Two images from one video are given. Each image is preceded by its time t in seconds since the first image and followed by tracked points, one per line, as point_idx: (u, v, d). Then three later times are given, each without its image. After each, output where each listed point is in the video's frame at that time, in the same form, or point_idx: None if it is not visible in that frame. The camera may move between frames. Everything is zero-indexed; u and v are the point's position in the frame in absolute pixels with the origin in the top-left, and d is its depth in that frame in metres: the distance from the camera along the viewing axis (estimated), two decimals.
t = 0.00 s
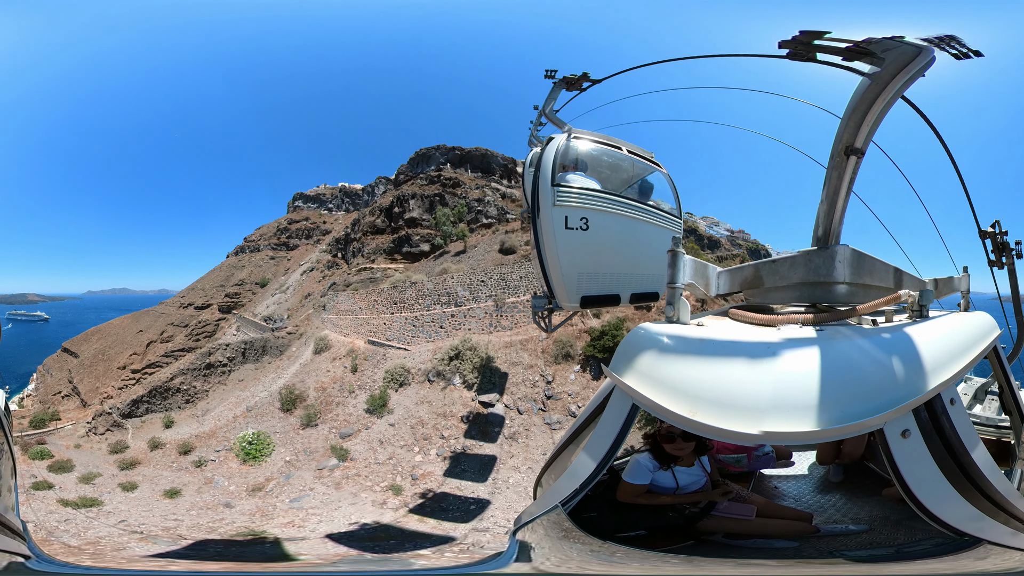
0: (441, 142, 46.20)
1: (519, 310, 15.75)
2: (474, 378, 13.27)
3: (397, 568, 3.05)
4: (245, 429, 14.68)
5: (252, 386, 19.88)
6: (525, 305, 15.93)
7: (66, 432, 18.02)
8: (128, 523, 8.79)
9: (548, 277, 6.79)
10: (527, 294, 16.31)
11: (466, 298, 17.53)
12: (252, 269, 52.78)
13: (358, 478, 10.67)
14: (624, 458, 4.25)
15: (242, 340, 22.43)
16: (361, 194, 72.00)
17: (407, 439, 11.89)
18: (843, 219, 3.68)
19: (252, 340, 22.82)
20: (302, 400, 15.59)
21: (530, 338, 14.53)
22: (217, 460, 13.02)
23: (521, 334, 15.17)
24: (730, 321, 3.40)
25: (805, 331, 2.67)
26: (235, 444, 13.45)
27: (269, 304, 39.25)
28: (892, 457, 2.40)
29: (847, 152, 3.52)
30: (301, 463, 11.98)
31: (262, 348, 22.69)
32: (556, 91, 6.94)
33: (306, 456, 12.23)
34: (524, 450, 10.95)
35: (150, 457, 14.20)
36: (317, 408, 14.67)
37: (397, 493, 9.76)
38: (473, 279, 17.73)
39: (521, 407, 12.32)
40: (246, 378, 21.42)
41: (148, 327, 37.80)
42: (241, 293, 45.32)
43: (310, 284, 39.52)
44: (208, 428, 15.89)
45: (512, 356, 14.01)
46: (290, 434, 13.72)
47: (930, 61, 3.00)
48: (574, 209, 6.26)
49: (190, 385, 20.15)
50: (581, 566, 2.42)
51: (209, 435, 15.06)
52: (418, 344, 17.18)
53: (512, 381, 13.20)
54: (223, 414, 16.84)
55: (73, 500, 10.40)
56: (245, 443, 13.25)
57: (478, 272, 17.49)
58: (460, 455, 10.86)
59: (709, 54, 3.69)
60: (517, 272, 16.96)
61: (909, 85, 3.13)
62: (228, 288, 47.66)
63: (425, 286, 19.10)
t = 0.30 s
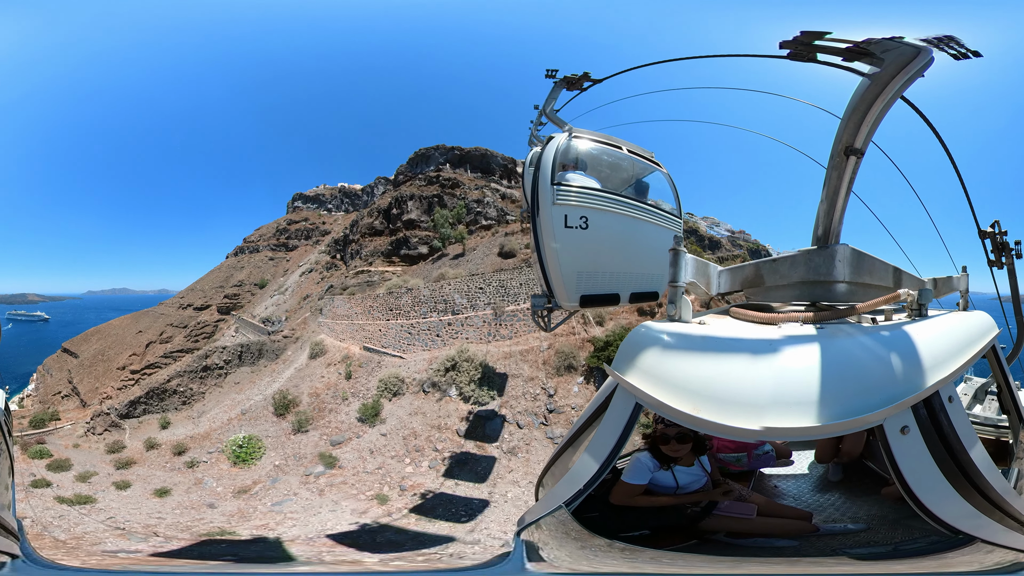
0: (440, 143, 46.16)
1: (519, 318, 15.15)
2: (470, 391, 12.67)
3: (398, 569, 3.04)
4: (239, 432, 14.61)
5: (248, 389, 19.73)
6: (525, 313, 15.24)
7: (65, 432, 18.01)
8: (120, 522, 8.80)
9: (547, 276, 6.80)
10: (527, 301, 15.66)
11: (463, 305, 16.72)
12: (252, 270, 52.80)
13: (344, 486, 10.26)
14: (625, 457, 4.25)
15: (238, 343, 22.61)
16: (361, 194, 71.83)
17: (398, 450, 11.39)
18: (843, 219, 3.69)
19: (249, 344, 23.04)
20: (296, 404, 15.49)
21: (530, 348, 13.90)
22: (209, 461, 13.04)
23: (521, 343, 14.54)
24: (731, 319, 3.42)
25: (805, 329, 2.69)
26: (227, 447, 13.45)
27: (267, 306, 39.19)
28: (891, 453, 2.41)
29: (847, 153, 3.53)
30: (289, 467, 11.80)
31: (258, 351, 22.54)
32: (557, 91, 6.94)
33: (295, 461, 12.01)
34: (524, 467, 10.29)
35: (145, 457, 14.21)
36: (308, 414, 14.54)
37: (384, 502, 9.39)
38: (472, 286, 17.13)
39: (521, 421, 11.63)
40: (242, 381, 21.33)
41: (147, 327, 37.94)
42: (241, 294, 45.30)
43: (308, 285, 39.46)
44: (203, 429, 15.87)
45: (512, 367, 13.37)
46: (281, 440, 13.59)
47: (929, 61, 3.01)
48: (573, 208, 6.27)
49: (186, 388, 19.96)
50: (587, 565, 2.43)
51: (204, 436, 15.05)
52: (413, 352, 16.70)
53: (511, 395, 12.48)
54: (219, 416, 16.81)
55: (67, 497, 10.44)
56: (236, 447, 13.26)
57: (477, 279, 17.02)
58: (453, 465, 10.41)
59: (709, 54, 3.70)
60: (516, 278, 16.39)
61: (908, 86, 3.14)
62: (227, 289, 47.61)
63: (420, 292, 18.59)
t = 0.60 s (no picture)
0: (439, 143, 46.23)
1: (519, 328, 14.87)
2: (466, 404, 12.09)
3: (397, 568, 3.03)
4: (233, 434, 14.60)
5: (244, 391, 19.68)
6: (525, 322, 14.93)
7: (64, 432, 18.07)
8: (114, 519, 8.85)
9: (544, 276, 6.77)
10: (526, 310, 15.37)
11: (460, 314, 16.48)
12: (251, 271, 52.84)
13: (326, 492, 10.10)
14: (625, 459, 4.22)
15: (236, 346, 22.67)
16: (360, 196, 71.80)
17: (389, 461, 11.22)
18: (846, 220, 3.67)
19: (244, 348, 22.68)
20: (289, 409, 15.42)
21: (530, 360, 13.54)
22: (200, 462, 13.12)
23: (521, 353, 14.24)
24: (734, 321, 3.41)
25: (810, 332, 2.67)
26: (218, 448, 13.50)
27: (266, 307, 39.17)
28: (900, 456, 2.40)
29: (851, 154, 3.49)
30: (277, 472, 11.76)
31: (254, 354, 22.52)
32: (557, 90, 6.93)
33: (283, 466, 11.97)
34: (524, 481, 9.82)
35: (140, 457, 14.24)
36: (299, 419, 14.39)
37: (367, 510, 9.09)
38: (469, 295, 16.93)
39: (521, 435, 11.10)
40: (237, 384, 21.27)
41: (146, 328, 38.11)
42: (241, 295, 45.32)
43: (306, 287, 39.45)
44: (199, 430, 15.89)
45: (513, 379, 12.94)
46: (272, 444, 13.51)
47: (934, 63, 3.00)
48: (570, 207, 6.26)
49: (183, 389, 20.33)
50: (590, 565, 2.42)
51: (199, 437, 15.07)
52: (409, 360, 16.60)
53: (510, 410, 11.89)
54: (214, 418, 16.82)
55: (63, 495, 10.52)
56: (226, 449, 13.29)
57: (474, 287, 16.77)
58: (449, 470, 10.29)
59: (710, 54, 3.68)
60: (515, 286, 16.09)
61: (913, 87, 3.13)
62: (226, 290, 47.63)
63: (417, 299, 18.23)
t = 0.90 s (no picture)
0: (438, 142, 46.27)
1: (519, 338, 14.41)
2: (461, 417, 11.81)
3: (396, 569, 3.03)
4: (227, 436, 14.57)
5: (240, 394, 19.57)
6: (524, 332, 14.50)
7: (64, 432, 18.08)
8: (109, 518, 8.91)
9: (544, 276, 6.78)
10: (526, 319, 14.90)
11: (457, 323, 15.91)
12: (250, 272, 52.78)
13: (310, 498, 9.91)
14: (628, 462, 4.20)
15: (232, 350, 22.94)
16: (359, 196, 71.73)
17: (377, 470, 10.80)
18: (847, 221, 3.69)
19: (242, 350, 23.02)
20: (283, 414, 15.34)
21: (531, 373, 13.16)
22: (193, 463, 13.18)
23: (521, 364, 13.84)
24: (738, 321, 3.44)
25: (814, 331, 2.70)
26: (210, 451, 13.50)
27: (264, 308, 39.10)
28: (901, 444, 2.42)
29: (852, 156, 3.50)
30: (264, 475, 11.72)
31: (250, 357, 22.43)
32: (558, 90, 6.95)
33: (272, 469, 11.88)
34: (524, 495, 9.30)
35: (136, 457, 14.26)
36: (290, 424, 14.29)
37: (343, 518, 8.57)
38: (466, 303, 16.11)
39: (521, 450, 10.68)
40: (233, 387, 21.18)
41: (145, 329, 38.18)
42: (239, 296, 45.27)
43: (305, 289, 39.37)
44: (194, 432, 15.89)
45: (512, 394, 12.53)
46: (262, 448, 13.40)
47: (934, 65, 3.01)
48: (571, 205, 6.28)
49: (180, 391, 20.28)
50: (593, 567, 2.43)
51: (194, 439, 15.07)
52: (403, 367, 16.07)
53: (511, 423, 11.55)
54: (209, 420, 16.80)
55: (61, 492, 10.61)
56: (218, 451, 13.26)
57: (472, 295, 15.91)
58: (446, 475, 10.18)
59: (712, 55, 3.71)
60: (515, 294, 15.60)
61: (913, 89, 3.14)
62: (225, 291, 47.61)
63: (413, 307, 17.49)
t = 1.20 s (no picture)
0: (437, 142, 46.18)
1: (519, 350, 14.00)
2: (458, 431, 11.57)
3: (394, 570, 3.03)
4: (223, 438, 14.54)
5: (236, 397, 19.44)
6: (524, 343, 14.05)
7: (62, 432, 18.10)
8: (104, 517, 8.93)
9: (545, 276, 6.80)
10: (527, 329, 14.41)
11: (454, 333, 15.40)
12: (249, 273, 52.66)
13: (290, 502, 9.84)
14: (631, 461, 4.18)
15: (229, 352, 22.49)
16: (359, 197, 71.64)
17: (365, 479, 10.56)
18: (847, 221, 3.70)
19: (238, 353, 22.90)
20: (276, 418, 15.24)
21: (532, 386, 12.79)
22: (186, 463, 13.19)
23: (521, 377, 13.44)
24: (739, 321, 3.46)
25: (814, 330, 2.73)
26: (202, 452, 13.54)
27: (263, 309, 38.94)
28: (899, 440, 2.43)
29: (851, 157, 3.52)
30: (253, 478, 11.66)
31: (247, 360, 22.28)
32: (559, 89, 6.96)
33: (260, 472, 11.83)
34: (523, 509, 8.80)
35: (132, 457, 14.28)
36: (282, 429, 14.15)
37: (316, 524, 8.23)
38: (463, 311, 15.56)
39: (520, 464, 10.28)
40: (229, 389, 21.09)
41: (144, 330, 38.18)
42: (238, 297, 45.19)
43: (303, 291, 39.23)
44: (189, 433, 15.87)
45: (513, 406, 12.16)
46: (253, 452, 13.31)
47: (931, 66, 3.02)
48: (572, 203, 6.29)
49: (177, 393, 19.92)
50: (597, 567, 2.47)
51: (189, 440, 15.04)
52: (398, 376, 15.89)
53: (510, 437, 11.16)
54: (204, 422, 16.76)
55: (58, 491, 10.68)
56: (209, 454, 13.20)
57: (469, 304, 15.26)
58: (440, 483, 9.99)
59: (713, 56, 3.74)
60: (515, 302, 14.72)
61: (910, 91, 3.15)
62: (224, 292, 47.50)
63: (408, 315, 16.80)
